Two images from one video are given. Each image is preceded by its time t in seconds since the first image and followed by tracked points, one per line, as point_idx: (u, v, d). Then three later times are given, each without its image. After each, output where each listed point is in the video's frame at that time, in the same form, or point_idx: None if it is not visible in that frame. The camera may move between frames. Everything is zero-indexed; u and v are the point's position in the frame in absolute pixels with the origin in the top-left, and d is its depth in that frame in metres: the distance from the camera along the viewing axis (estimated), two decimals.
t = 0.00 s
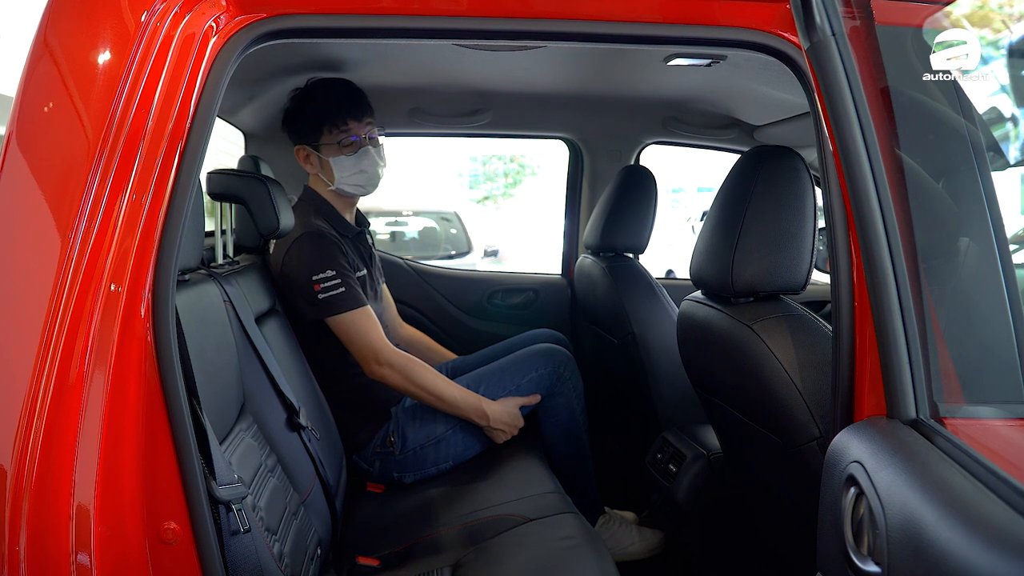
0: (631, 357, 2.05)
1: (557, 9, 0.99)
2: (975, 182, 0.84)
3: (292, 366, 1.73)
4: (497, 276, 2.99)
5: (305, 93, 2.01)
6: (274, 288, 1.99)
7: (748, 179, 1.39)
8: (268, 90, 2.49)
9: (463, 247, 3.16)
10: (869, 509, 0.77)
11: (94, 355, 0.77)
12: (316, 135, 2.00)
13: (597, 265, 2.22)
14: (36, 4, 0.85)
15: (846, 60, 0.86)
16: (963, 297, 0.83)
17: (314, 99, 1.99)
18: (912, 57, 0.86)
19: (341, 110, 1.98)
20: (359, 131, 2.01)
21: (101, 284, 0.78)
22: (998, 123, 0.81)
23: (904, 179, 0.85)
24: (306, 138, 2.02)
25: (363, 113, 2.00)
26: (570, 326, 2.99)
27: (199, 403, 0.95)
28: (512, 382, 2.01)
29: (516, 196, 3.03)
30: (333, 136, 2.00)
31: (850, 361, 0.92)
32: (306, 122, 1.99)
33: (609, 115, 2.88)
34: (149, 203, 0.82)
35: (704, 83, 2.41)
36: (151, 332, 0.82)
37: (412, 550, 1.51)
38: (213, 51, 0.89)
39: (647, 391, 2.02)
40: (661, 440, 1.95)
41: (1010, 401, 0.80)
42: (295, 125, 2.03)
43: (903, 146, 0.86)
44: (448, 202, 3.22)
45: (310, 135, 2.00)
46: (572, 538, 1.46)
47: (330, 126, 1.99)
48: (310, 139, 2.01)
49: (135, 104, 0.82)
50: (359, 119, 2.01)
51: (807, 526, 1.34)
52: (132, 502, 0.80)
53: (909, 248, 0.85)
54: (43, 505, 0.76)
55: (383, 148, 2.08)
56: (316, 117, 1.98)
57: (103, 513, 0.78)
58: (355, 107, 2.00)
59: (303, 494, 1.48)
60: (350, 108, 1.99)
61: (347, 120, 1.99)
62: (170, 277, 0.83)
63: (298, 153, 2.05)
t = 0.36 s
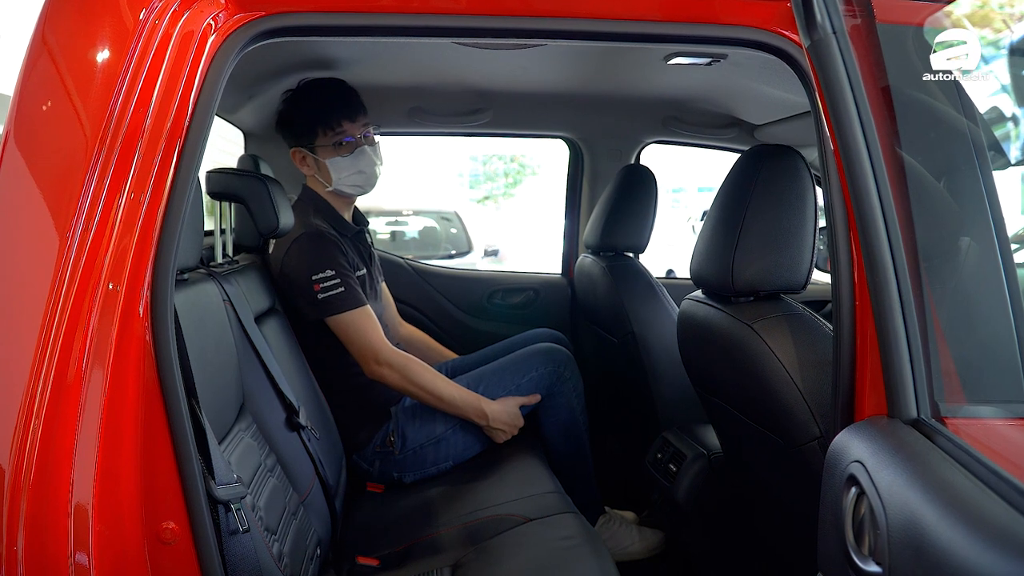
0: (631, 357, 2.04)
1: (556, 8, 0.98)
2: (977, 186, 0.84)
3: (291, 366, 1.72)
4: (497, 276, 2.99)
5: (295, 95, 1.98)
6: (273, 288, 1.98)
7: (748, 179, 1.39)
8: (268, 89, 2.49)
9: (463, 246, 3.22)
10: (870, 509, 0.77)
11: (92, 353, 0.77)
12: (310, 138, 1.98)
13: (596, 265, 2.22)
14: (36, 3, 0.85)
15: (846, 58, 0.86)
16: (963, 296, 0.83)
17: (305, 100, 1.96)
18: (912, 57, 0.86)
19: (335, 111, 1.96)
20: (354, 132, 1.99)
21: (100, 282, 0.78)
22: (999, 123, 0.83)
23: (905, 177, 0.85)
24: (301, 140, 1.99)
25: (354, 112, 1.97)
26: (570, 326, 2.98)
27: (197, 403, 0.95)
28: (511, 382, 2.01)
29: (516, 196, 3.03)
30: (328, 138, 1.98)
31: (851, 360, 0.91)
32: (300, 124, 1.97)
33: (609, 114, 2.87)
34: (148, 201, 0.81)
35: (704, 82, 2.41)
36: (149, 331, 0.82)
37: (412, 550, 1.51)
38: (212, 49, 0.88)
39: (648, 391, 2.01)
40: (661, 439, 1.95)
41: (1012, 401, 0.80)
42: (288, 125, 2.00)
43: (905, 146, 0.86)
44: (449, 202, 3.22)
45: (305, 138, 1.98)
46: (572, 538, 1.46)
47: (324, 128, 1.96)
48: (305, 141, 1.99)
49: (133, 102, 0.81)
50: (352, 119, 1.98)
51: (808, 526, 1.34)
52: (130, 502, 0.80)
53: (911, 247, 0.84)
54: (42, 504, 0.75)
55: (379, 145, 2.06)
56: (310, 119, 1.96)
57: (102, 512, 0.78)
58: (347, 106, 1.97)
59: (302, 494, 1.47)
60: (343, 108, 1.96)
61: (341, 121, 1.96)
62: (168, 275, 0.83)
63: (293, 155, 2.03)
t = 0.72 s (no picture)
0: (631, 357, 2.04)
1: (556, 7, 0.98)
2: (976, 184, 0.84)
3: (290, 365, 1.72)
4: (497, 275, 2.99)
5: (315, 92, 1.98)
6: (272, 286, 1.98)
7: (747, 179, 1.39)
8: (268, 88, 2.49)
9: (462, 246, 3.21)
10: (869, 510, 0.77)
11: (90, 352, 0.77)
12: (338, 136, 1.97)
13: (596, 265, 2.22)
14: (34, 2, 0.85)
15: (846, 58, 0.85)
16: (963, 296, 0.83)
17: (325, 97, 1.97)
18: (912, 57, 0.86)
19: (366, 111, 1.98)
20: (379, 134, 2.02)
21: (98, 282, 0.78)
22: (998, 123, 0.84)
23: (905, 178, 0.85)
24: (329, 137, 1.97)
25: (380, 115, 2.00)
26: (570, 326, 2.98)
27: (196, 403, 0.95)
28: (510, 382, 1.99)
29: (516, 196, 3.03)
30: (359, 137, 1.99)
31: (850, 361, 0.91)
32: (325, 122, 1.96)
33: (609, 114, 2.87)
34: (146, 199, 0.81)
35: (704, 82, 2.42)
36: (147, 330, 0.81)
37: (411, 550, 1.50)
38: (211, 48, 0.88)
39: (647, 391, 2.01)
40: (660, 440, 1.95)
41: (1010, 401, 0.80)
42: (314, 121, 1.97)
43: (904, 146, 0.85)
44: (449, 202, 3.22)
45: (333, 136, 1.97)
46: (571, 538, 1.46)
47: (357, 128, 1.98)
48: (331, 139, 1.98)
49: (131, 101, 0.81)
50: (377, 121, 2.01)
51: (807, 526, 1.34)
52: (128, 501, 0.80)
53: (910, 247, 0.84)
54: (39, 504, 0.75)
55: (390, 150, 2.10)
56: (341, 117, 1.96)
57: (100, 512, 0.78)
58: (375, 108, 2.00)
59: (301, 494, 1.47)
60: (369, 109, 1.98)
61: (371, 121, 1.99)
62: (168, 274, 0.83)
63: (313, 152, 1.99)
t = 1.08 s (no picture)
0: (630, 357, 2.04)
1: (555, 9, 0.98)
2: (974, 184, 0.84)
3: (290, 365, 1.73)
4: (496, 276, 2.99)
5: (349, 90, 2.00)
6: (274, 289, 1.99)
7: (746, 180, 1.39)
8: (267, 88, 2.50)
9: (462, 246, 3.21)
10: (869, 511, 0.77)
11: (90, 352, 0.77)
12: (351, 134, 1.97)
13: (595, 265, 2.22)
14: (32, 3, 0.85)
15: (845, 59, 0.86)
16: (962, 297, 0.83)
17: (356, 97, 1.98)
18: (911, 58, 0.86)
19: (382, 117, 1.96)
20: (395, 142, 1.99)
21: (98, 283, 0.78)
22: (997, 124, 0.83)
23: (904, 179, 0.85)
24: (339, 133, 1.99)
25: (405, 126, 1.99)
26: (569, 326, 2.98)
27: (196, 404, 0.95)
28: (507, 384, 1.99)
29: (516, 197, 3.03)
30: (369, 139, 1.97)
31: (849, 362, 0.91)
32: (344, 119, 1.97)
33: (608, 115, 2.88)
34: (146, 200, 0.81)
35: (702, 83, 2.42)
36: (148, 330, 0.82)
37: (410, 551, 1.50)
38: (211, 48, 0.89)
39: (646, 391, 2.01)
40: (659, 440, 1.95)
41: (1009, 402, 0.80)
42: (338, 114, 1.98)
43: (903, 147, 0.86)
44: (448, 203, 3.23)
45: (345, 133, 1.97)
46: (570, 539, 1.46)
47: (370, 130, 1.97)
48: (346, 135, 1.98)
49: (131, 102, 0.81)
50: (399, 129, 1.99)
51: (806, 526, 1.34)
52: (128, 502, 0.80)
53: (909, 248, 0.84)
54: (40, 505, 0.75)
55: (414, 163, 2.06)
56: (354, 117, 1.96)
57: (100, 513, 0.78)
58: (393, 114, 1.97)
59: (301, 495, 1.47)
60: (394, 115, 1.98)
61: (387, 127, 1.97)
62: (168, 274, 0.83)
63: (329, 145, 2.03)
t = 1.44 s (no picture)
0: (630, 357, 2.04)
1: (555, 8, 0.98)
2: (976, 183, 0.84)
3: (290, 365, 1.72)
4: (495, 276, 2.99)
5: (372, 87, 2.02)
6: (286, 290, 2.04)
7: (747, 179, 1.39)
8: (266, 87, 2.49)
9: (461, 246, 3.25)
10: (871, 510, 0.77)
11: (91, 352, 0.77)
12: (370, 130, 2.02)
13: (595, 265, 2.22)
14: (32, 4, 0.84)
15: (847, 59, 0.86)
16: (964, 296, 0.83)
17: (376, 94, 2.00)
18: (911, 57, 0.86)
19: (401, 114, 2.00)
20: (413, 140, 2.03)
21: (99, 283, 0.78)
22: (996, 123, 0.82)
23: (905, 179, 0.85)
24: (360, 129, 2.03)
25: (424, 124, 2.02)
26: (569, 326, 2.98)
27: (196, 404, 0.95)
28: (506, 383, 1.99)
29: (515, 196, 3.03)
30: (388, 136, 2.02)
31: (851, 361, 0.91)
32: (363, 116, 2.00)
33: (607, 114, 2.87)
34: (147, 200, 0.81)
35: (702, 82, 2.42)
36: (148, 330, 0.81)
37: (411, 550, 1.50)
38: (212, 48, 0.88)
39: (646, 391, 2.01)
40: (659, 440, 1.95)
41: (1010, 402, 0.80)
42: (358, 110, 2.02)
43: (905, 147, 0.86)
44: (446, 202, 3.24)
45: (365, 129, 2.02)
46: (571, 539, 1.46)
47: (388, 127, 2.01)
48: (365, 132, 2.02)
49: (131, 102, 0.81)
50: (416, 127, 2.02)
51: (807, 526, 1.34)
52: (129, 503, 0.79)
53: (911, 247, 0.84)
54: (41, 506, 0.75)
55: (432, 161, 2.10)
56: (374, 114, 1.99)
57: (101, 513, 0.78)
58: (413, 111, 2.01)
59: (301, 494, 1.47)
60: (412, 114, 2.00)
61: (405, 124, 2.00)
62: (168, 274, 0.83)
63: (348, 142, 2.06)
